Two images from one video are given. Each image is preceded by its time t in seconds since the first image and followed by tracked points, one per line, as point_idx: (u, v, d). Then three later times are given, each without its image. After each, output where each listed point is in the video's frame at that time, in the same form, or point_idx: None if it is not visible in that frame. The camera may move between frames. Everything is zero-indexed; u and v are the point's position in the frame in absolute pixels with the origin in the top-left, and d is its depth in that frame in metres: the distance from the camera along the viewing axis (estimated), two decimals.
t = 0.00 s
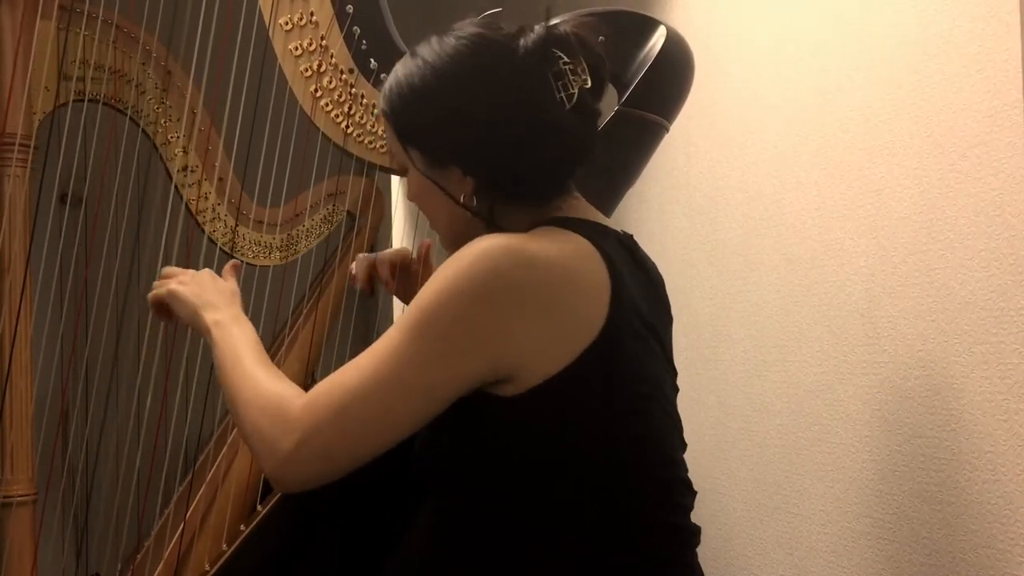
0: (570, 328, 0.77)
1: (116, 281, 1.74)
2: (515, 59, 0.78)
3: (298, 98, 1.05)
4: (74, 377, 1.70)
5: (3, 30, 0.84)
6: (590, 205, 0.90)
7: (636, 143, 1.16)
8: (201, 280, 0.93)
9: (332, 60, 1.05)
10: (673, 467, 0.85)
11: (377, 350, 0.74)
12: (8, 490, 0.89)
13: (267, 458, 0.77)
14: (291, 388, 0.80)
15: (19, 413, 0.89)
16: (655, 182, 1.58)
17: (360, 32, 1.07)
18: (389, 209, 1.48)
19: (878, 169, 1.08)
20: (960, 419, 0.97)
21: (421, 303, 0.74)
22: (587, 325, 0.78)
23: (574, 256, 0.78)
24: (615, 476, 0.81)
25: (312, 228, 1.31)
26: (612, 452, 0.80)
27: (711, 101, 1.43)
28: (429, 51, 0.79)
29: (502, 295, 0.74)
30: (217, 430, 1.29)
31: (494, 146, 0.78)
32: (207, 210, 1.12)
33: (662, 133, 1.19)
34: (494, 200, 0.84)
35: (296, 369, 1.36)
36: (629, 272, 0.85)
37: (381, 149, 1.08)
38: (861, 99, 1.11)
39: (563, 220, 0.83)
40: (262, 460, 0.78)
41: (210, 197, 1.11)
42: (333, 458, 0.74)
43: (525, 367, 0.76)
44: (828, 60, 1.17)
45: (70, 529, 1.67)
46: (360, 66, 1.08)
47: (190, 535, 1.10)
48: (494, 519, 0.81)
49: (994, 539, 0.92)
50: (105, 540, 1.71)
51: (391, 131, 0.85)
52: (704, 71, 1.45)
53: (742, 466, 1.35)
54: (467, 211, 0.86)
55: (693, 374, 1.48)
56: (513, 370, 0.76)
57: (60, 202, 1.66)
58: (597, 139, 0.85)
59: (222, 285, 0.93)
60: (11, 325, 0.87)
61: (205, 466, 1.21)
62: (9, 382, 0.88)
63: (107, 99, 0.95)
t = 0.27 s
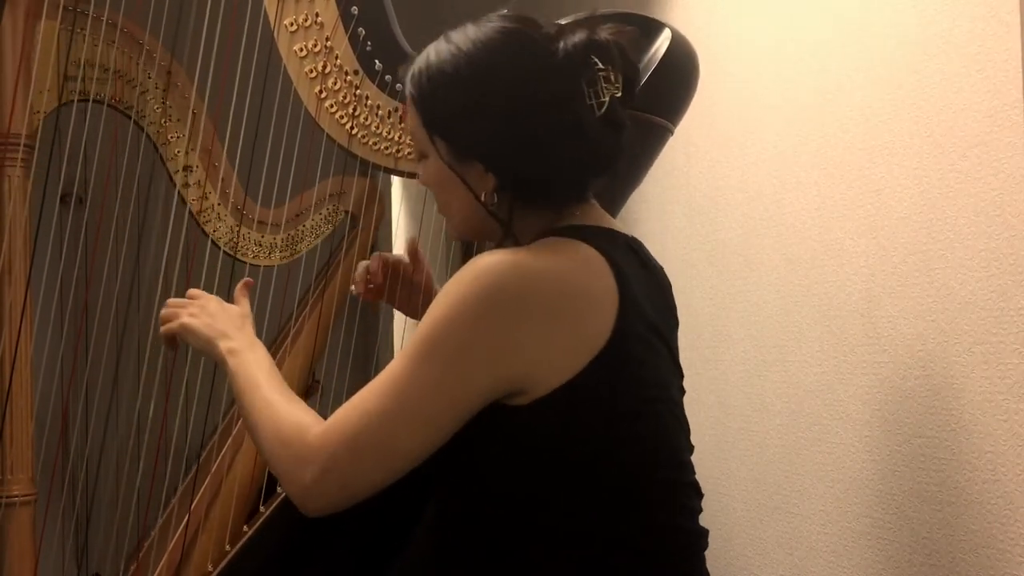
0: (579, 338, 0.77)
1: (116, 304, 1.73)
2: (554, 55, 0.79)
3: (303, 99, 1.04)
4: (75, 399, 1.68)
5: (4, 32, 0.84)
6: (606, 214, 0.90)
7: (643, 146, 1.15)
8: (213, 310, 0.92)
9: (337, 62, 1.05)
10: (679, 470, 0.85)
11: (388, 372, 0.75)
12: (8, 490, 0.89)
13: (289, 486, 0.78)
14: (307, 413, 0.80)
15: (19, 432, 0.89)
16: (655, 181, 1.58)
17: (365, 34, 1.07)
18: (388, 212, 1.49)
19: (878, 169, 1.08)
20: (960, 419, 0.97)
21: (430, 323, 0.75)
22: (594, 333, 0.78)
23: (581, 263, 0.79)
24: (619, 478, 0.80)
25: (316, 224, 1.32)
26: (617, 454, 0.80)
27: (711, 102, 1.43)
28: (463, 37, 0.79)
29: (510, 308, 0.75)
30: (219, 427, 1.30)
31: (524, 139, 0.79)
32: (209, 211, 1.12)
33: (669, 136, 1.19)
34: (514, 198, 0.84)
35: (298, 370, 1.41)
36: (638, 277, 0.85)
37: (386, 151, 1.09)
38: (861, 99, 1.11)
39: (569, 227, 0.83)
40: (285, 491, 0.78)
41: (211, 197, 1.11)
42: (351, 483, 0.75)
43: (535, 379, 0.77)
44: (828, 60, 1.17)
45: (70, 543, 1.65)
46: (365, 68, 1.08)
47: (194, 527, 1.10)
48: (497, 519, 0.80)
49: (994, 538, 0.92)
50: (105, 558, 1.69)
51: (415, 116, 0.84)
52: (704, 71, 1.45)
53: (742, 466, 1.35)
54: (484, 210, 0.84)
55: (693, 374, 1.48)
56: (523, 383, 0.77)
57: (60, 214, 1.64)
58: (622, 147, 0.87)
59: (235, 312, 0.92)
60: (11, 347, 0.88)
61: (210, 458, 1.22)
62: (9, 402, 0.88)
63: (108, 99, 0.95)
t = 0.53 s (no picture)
0: (586, 336, 0.78)
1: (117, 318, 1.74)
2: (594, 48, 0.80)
3: (306, 99, 1.04)
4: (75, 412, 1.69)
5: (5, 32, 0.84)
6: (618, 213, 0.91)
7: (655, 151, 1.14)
8: (219, 296, 0.93)
9: (340, 63, 1.05)
10: (680, 471, 0.85)
11: (395, 358, 0.74)
12: (8, 490, 0.89)
13: (288, 470, 0.77)
14: (311, 398, 0.80)
15: (19, 443, 0.89)
16: (655, 181, 1.58)
17: (369, 35, 1.08)
18: (388, 210, 1.50)
19: (877, 169, 1.08)
20: (960, 419, 0.97)
21: (438, 312, 0.74)
22: (602, 329, 0.79)
23: (590, 262, 0.79)
24: (623, 477, 0.80)
25: (319, 224, 1.32)
26: (622, 455, 0.80)
27: (711, 102, 1.43)
28: (505, 19, 0.79)
29: (518, 301, 0.75)
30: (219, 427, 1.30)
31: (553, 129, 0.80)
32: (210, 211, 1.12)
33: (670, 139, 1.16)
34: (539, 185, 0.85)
35: (303, 361, 1.35)
36: (647, 276, 0.85)
37: (389, 151, 1.09)
38: (861, 99, 1.11)
39: (580, 223, 0.84)
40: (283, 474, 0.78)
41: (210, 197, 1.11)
42: (354, 468, 0.75)
43: (541, 372, 0.77)
44: (828, 60, 1.17)
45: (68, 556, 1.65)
46: (368, 69, 1.08)
47: (196, 526, 1.10)
48: (498, 513, 0.81)
49: (994, 539, 0.92)
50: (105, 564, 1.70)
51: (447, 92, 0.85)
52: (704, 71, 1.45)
53: (742, 466, 1.35)
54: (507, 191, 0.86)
55: (692, 374, 1.48)
56: (529, 375, 0.77)
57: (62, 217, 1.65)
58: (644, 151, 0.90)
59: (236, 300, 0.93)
60: (11, 363, 0.88)
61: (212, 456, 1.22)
62: (9, 416, 0.89)
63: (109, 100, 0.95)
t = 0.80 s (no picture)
0: (591, 335, 0.77)
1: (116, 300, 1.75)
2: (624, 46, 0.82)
3: (300, 98, 1.04)
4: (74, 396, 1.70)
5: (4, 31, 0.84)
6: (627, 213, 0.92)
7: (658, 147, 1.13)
8: (218, 291, 0.92)
9: (335, 62, 1.05)
10: (680, 471, 0.85)
11: (401, 344, 0.74)
12: (8, 490, 0.89)
13: (286, 452, 0.77)
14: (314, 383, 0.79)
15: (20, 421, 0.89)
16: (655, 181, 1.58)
17: (363, 34, 1.07)
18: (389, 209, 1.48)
19: (878, 169, 1.08)
20: (960, 419, 0.97)
21: (447, 301, 0.74)
22: (610, 326, 0.78)
23: (597, 261, 0.78)
24: (623, 476, 0.80)
25: (316, 224, 1.31)
26: (623, 455, 0.80)
27: (711, 101, 1.43)
28: (537, 8, 0.80)
29: (525, 294, 0.74)
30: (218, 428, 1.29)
31: (578, 122, 0.81)
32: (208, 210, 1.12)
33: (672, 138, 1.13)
34: (557, 177, 0.86)
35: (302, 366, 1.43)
36: (651, 274, 0.85)
37: (384, 150, 1.10)
38: (861, 99, 1.11)
39: (588, 219, 0.84)
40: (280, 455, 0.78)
41: (210, 197, 1.11)
42: (354, 452, 0.74)
43: (546, 366, 0.76)
44: (828, 60, 1.17)
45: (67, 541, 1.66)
46: (363, 67, 1.08)
47: (191, 531, 1.09)
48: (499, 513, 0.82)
49: (994, 539, 0.92)
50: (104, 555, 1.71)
51: (471, 77, 0.85)
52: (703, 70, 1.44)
53: (742, 466, 1.35)
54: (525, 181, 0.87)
55: (692, 374, 1.48)
56: (534, 368, 0.76)
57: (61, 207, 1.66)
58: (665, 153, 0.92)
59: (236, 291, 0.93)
60: (11, 338, 0.87)
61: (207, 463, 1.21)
62: (9, 398, 0.89)
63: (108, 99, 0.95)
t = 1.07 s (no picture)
0: (593, 320, 0.78)
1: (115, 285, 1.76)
2: (629, 43, 0.82)
3: (298, 97, 1.05)
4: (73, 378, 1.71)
5: (3, 29, 0.85)
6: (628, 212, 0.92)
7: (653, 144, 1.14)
8: (215, 292, 0.92)
9: (332, 60, 1.05)
10: (675, 471, 0.85)
11: (403, 338, 0.74)
12: (7, 490, 0.89)
13: (295, 453, 0.77)
14: (315, 380, 0.79)
15: (20, 409, 0.89)
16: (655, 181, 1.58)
17: (360, 33, 1.07)
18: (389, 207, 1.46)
19: (878, 169, 1.08)
20: (960, 419, 0.97)
21: (446, 292, 0.75)
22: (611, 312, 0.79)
23: (595, 248, 0.79)
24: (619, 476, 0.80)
25: (313, 229, 1.30)
26: (616, 453, 0.80)
27: (711, 101, 1.43)
28: (542, 3, 0.81)
29: (525, 282, 0.75)
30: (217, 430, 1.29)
31: (582, 118, 0.81)
32: (207, 210, 1.12)
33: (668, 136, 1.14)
34: (561, 174, 0.85)
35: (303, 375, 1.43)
36: (650, 271, 0.84)
37: (382, 149, 1.09)
38: (861, 99, 1.11)
39: (587, 213, 0.83)
40: (289, 457, 0.78)
41: (210, 197, 1.11)
42: (365, 449, 0.74)
43: (550, 354, 0.77)
44: (828, 60, 1.17)
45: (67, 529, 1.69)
46: (360, 66, 1.08)
47: (190, 536, 1.09)
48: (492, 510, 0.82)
49: (994, 539, 0.92)
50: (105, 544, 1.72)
51: (477, 73, 0.86)
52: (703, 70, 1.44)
53: (742, 465, 1.35)
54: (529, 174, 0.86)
55: (692, 374, 1.48)
56: (538, 357, 0.77)
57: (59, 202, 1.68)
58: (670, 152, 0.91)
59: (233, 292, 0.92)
60: (11, 324, 0.88)
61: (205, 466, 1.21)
62: (9, 379, 0.89)
63: (107, 99, 0.95)
